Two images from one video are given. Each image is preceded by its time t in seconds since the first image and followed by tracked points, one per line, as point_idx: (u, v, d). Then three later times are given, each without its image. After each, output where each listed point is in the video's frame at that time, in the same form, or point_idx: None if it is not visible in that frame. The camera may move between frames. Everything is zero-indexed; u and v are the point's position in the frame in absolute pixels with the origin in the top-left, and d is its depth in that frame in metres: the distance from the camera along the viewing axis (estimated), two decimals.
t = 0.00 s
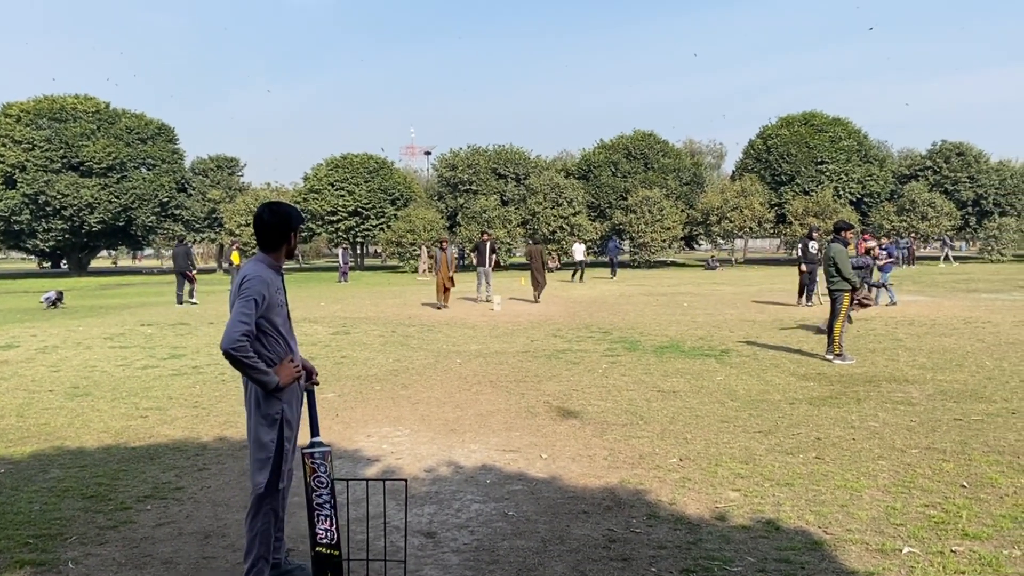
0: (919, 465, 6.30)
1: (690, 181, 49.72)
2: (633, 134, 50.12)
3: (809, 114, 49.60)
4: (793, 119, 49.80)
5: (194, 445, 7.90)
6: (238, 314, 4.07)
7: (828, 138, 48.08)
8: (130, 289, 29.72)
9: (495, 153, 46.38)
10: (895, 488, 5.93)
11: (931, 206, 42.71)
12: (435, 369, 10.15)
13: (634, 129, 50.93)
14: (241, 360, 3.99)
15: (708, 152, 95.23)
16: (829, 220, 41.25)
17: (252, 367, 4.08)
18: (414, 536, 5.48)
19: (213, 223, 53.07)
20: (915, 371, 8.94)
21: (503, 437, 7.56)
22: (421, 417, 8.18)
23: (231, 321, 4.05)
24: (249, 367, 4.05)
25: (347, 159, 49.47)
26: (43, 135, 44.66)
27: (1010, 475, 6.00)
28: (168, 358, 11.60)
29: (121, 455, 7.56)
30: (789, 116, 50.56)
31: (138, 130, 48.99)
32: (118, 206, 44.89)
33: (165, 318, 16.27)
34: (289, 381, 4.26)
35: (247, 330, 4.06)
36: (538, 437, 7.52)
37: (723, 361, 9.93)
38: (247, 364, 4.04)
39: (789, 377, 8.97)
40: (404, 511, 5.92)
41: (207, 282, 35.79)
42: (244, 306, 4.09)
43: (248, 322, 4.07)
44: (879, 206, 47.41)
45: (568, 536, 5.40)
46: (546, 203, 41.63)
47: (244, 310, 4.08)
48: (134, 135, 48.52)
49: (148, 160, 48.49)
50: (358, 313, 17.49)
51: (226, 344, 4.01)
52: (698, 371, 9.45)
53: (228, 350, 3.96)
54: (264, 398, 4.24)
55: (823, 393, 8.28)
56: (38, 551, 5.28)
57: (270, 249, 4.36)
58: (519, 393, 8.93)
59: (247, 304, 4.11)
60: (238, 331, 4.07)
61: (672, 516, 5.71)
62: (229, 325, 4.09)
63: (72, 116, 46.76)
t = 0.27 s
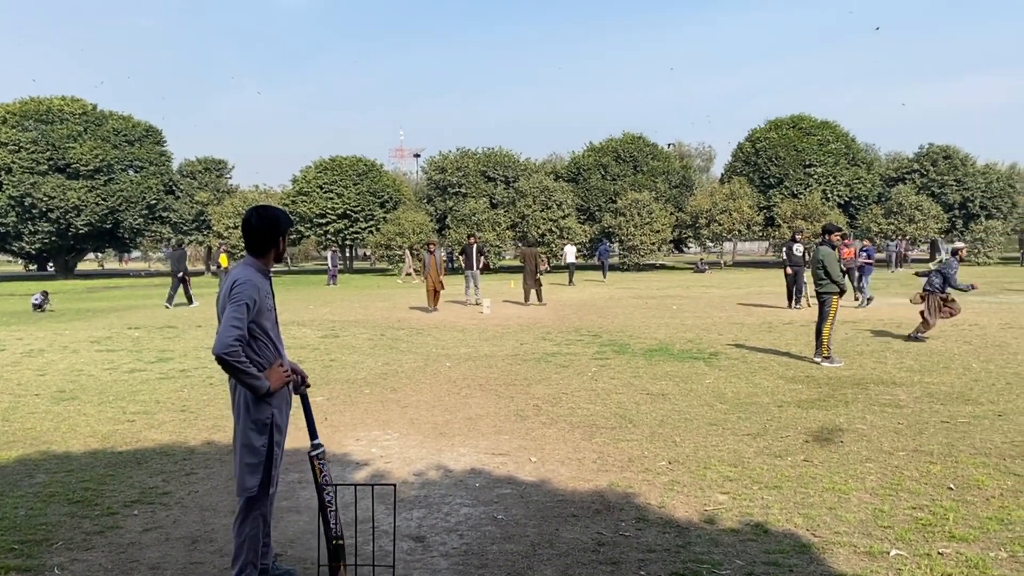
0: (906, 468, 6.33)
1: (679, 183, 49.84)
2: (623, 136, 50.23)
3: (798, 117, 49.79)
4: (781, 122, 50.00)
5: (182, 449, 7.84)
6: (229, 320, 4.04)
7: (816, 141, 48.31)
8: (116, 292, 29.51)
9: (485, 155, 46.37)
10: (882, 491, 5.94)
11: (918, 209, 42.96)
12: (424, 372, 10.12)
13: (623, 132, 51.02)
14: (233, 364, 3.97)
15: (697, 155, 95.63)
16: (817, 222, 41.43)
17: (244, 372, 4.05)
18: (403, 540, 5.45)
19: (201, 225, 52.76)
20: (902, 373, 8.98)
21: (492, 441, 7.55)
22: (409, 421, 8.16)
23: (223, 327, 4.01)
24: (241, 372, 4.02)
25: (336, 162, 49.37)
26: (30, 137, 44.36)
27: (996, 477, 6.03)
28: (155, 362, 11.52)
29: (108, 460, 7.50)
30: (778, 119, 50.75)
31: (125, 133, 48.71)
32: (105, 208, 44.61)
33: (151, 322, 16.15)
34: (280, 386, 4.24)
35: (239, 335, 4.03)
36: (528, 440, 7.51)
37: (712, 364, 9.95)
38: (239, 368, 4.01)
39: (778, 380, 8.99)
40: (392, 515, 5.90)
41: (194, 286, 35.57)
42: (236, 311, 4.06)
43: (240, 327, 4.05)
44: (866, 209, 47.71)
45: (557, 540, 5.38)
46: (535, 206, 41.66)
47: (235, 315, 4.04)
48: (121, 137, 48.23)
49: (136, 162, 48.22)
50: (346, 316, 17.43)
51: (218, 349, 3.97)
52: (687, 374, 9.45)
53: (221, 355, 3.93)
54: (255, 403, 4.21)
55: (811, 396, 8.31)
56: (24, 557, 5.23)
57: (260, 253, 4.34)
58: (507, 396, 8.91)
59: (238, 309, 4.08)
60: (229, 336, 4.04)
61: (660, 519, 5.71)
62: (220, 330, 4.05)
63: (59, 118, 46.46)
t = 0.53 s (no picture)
0: (888, 469, 6.38)
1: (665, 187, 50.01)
2: (610, 140, 50.38)
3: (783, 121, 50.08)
4: (767, 126, 50.29)
5: (166, 451, 7.79)
6: (220, 319, 4.02)
7: (801, 146, 48.64)
8: (99, 293, 29.27)
9: (472, 157, 46.40)
10: (865, 492, 5.99)
11: (902, 213, 43.33)
12: (410, 374, 10.11)
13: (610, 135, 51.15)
14: (224, 364, 3.96)
15: (684, 158, 96.05)
16: (801, 226, 41.68)
17: (233, 371, 4.04)
18: (387, 541, 5.44)
19: (186, 226, 52.43)
20: (885, 376, 9.05)
21: (478, 442, 7.54)
22: (395, 423, 8.14)
23: (214, 327, 4.00)
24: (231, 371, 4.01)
25: (323, 164, 49.25)
26: (13, 136, 43.94)
27: (977, 478, 6.09)
28: (139, 363, 11.43)
29: (90, 462, 7.44)
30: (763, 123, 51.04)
31: (109, 133, 48.35)
32: (89, 209, 44.26)
33: (135, 323, 16.02)
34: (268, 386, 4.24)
35: (231, 334, 4.02)
36: (514, 442, 7.51)
37: (697, 366, 9.98)
38: (229, 367, 4.01)
39: (763, 382, 9.04)
40: (377, 516, 5.89)
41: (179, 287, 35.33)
42: (227, 311, 4.05)
43: (232, 327, 4.04)
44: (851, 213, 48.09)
45: (542, 541, 5.38)
46: (522, 208, 41.69)
47: (228, 313, 4.04)
48: (105, 137, 47.88)
49: (120, 163, 47.87)
50: (331, 318, 17.38)
51: (209, 348, 3.95)
52: (673, 376, 9.49)
53: (212, 353, 3.92)
54: (242, 403, 4.20)
55: (795, 398, 8.35)
56: (5, 559, 5.18)
57: (248, 253, 4.33)
58: (493, 398, 8.92)
59: (229, 309, 4.08)
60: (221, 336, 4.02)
61: (645, 520, 5.72)
62: (211, 329, 4.04)
63: (42, 118, 46.06)
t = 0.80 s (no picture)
0: (862, 471, 6.43)
1: (648, 190, 50.25)
2: (594, 143, 50.53)
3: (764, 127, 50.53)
4: (748, 131, 50.64)
5: (141, 450, 7.72)
6: (197, 315, 4.01)
7: (782, 151, 49.05)
8: (78, 292, 29.00)
9: (456, 159, 46.46)
10: (839, 493, 6.02)
11: (881, 218, 43.72)
12: (390, 375, 10.09)
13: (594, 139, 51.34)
14: (200, 360, 3.94)
15: (667, 162, 96.59)
16: (782, 230, 41.96)
17: (210, 369, 4.02)
18: (362, 541, 5.42)
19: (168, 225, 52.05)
20: (861, 379, 9.12)
21: (456, 443, 7.53)
22: (374, 423, 8.11)
23: (191, 322, 3.98)
24: (207, 369, 3.98)
25: (304, 164, 49.10)
26: None
27: (948, 480, 6.14)
28: (116, 362, 11.34)
29: (64, 461, 7.36)
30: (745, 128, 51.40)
31: (89, 130, 47.97)
32: (68, 207, 43.88)
33: (113, 322, 15.89)
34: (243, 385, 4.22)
35: (207, 331, 4.00)
36: (492, 442, 7.51)
37: (676, 368, 10.02)
38: (205, 365, 3.98)
39: (741, 384, 9.08)
40: (352, 516, 5.86)
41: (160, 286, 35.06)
42: (204, 307, 4.04)
43: (208, 323, 4.03)
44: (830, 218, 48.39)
45: (517, 541, 5.37)
46: (506, 210, 41.72)
47: (205, 309, 4.02)
48: (85, 135, 47.50)
49: (100, 160, 47.50)
50: (312, 317, 17.30)
51: (185, 344, 3.93)
52: (652, 378, 9.52)
53: (189, 349, 3.90)
54: (215, 401, 4.17)
55: (772, 400, 8.40)
56: None
57: (227, 251, 4.32)
58: (473, 399, 8.91)
59: (206, 305, 4.06)
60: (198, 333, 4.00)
61: (621, 520, 5.73)
62: (187, 325, 4.02)
63: (20, 115, 45.62)
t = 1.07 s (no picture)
0: (855, 476, 6.42)
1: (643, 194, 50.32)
2: (590, 146, 50.59)
3: (760, 131, 50.58)
4: (743, 136, 50.72)
5: (131, 451, 7.67)
6: (189, 316, 3.97)
7: (777, 155, 49.12)
8: (70, 291, 28.88)
9: (451, 161, 46.44)
10: (831, 498, 6.01)
11: (876, 223, 43.76)
12: (383, 377, 10.05)
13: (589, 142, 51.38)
14: (191, 361, 3.90)
15: (662, 166, 96.75)
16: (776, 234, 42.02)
17: (200, 371, 3.99)
18: (352, 545, 5.38)
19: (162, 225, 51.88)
20: (854, 384, 9.11)
21: (448, 446, 7.50)
22: (366, 426, 8.07)
23: (182, 323, 3.95)
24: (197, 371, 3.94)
25: (298, 164, 49.03)
26: None
27: (941, 486, 6.13)
28: (107, 363, 11.27)
29: (53, 462, 7.30)
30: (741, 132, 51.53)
31: (82, 129, 47.77)
32: (60, 206, 43.72)
33: (104, 322, 15.81)
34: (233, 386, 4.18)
35: (198, 331, 3.97)
36: (484, 446, 7.48)
37: (670, 372, 10.00)
38: (195, 366, 3.94)
39: (734, 389, 9.06)
40: (343, 519, 5.83)
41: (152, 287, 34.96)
42: (196, 308, 4.00)
43: (200, 324, 3.99)
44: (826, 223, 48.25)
45: (508, 546, 5.34)
46: (501, 212, 41.66)
47: (196, 310, 3.99)
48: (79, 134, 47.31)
49: (92, 160, 47.31)
50: (304, 319, 17.24)
51: (176, 344, 3.89)
52: (646, 382, 9.49)
53: (179, 350, 3.86)
54: (205, 403, 4.13)
55: (766, 405, 8.39)
56: None
57: (220, 251, 4.28)
58: (466, 402, 8.88)
59: (197, 306, 4.03)
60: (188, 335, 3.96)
61: (613, 524, 5.71)
62: (178, 325, 3.98)
63: (13, 113, 45.43)
